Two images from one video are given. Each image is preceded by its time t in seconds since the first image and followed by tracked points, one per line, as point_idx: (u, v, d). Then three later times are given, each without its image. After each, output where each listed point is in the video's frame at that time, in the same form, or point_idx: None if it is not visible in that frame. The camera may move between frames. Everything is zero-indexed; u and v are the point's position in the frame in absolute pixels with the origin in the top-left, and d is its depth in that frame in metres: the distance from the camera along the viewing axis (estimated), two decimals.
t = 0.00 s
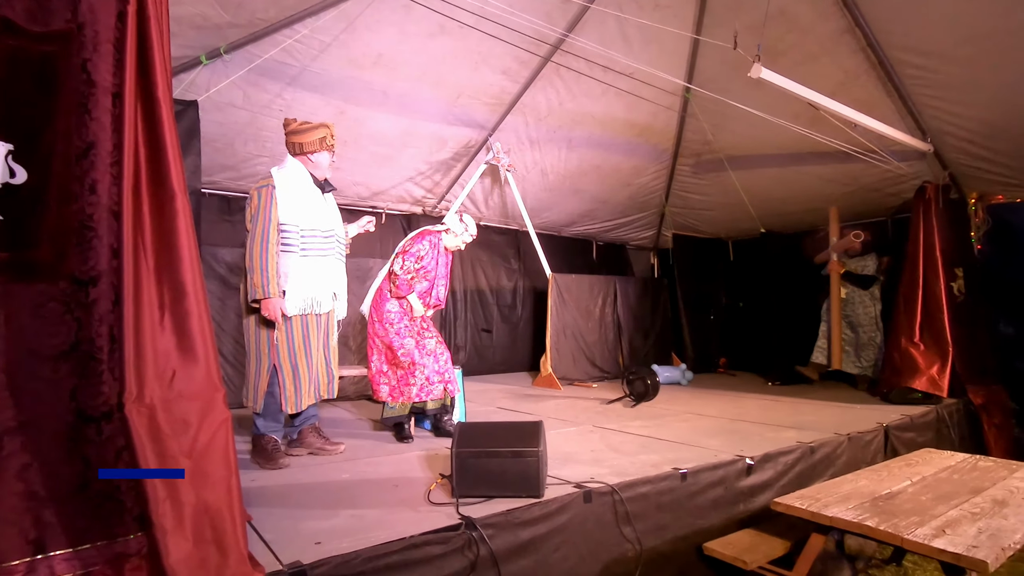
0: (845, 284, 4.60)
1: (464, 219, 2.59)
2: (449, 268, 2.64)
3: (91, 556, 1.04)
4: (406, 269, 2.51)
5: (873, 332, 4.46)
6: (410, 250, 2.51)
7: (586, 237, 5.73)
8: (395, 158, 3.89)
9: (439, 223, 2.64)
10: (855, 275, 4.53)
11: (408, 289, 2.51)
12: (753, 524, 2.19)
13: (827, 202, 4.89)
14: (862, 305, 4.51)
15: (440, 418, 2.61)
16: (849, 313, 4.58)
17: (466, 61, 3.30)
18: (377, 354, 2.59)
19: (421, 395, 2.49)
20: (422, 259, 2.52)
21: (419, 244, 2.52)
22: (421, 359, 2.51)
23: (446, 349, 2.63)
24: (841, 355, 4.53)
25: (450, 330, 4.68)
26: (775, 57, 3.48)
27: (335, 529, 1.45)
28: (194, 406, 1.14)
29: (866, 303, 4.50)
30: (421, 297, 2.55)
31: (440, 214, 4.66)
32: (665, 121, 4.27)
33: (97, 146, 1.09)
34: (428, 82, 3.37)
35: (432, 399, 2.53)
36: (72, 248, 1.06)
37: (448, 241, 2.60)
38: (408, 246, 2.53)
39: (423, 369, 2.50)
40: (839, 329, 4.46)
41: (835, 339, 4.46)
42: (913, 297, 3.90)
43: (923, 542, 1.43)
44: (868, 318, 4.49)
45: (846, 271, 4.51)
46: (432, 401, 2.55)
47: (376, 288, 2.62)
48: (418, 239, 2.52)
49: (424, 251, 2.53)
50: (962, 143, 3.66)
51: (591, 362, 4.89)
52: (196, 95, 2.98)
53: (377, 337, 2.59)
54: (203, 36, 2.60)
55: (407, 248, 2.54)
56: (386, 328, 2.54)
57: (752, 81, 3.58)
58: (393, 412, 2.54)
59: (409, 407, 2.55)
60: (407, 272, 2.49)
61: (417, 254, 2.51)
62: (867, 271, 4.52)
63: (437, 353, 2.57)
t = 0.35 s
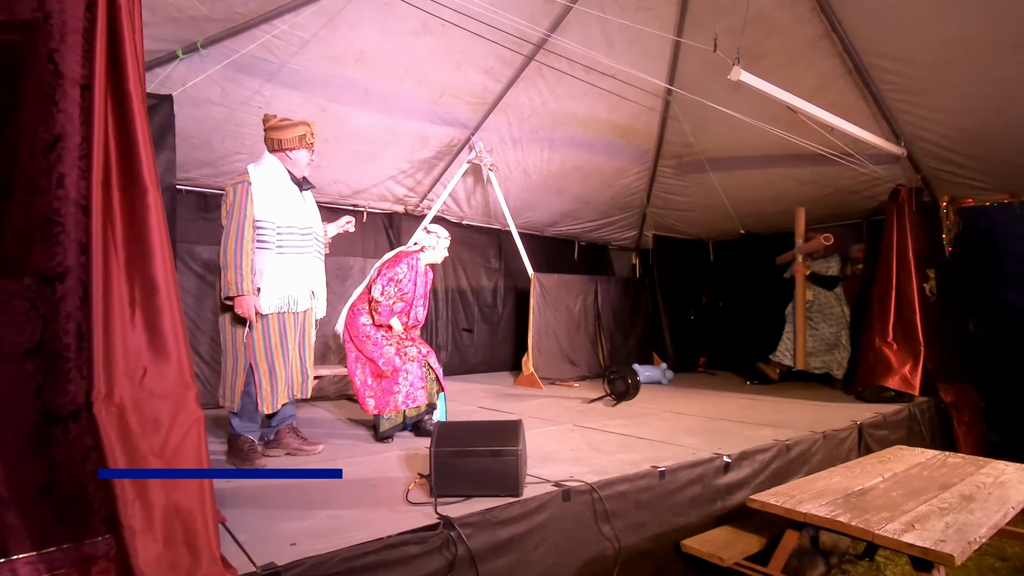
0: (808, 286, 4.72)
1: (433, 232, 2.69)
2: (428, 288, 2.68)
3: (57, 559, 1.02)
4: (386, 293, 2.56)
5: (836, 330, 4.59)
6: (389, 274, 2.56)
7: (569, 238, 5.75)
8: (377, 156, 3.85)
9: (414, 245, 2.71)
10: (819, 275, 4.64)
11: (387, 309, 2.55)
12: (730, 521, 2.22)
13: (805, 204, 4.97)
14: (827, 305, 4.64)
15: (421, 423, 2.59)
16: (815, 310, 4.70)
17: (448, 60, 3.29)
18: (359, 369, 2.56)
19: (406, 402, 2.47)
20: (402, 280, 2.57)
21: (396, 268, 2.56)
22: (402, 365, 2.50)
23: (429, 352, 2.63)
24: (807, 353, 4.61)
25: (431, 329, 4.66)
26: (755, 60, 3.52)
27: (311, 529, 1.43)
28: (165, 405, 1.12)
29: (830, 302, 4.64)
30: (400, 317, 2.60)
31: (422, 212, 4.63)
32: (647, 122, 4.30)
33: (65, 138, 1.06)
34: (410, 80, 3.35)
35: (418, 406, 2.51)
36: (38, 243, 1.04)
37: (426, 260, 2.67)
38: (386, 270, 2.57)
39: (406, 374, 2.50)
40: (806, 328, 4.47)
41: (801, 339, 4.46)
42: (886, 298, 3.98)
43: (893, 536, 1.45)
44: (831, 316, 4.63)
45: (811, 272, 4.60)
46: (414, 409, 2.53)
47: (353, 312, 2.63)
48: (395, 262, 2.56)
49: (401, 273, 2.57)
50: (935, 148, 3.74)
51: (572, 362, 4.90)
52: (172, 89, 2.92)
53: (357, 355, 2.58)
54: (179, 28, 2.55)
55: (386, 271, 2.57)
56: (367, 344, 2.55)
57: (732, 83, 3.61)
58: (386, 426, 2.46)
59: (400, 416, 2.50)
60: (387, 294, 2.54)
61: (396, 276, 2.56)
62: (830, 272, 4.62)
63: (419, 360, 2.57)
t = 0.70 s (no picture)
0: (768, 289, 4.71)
1: (408, 246, 2.64)
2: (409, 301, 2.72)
3: (26, 563, 0.99)
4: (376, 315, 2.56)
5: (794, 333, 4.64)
6: (375, 296, 2.55)
7: (553, 237, 5.76)
8: (361, 154, 3.83)
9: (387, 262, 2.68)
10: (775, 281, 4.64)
11: (377, 329, 2.55)
12: (712, 519, 2.24)
13: (786, 205, 5.04)
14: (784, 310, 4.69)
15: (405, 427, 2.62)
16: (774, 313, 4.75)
17: (432, 58, 3.27)
18: (341, 379, 2.54)
19: (392, 405, 2.46)
20: (389, 301, 2.58)
21: (382, 289, 2.56)
22: (387, 368, 2.50)
23: (414, 353, 2.62)
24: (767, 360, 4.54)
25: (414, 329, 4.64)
26: (737, 62, 3.55)
27: (289, 530, 1.42)
28: (138, 406, 1.10)
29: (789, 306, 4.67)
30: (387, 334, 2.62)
31: (406, 211, 4.61)
32: (631, 122, 4.32)
33: (35, 132, 1.04)
34: (394, 78, 3.33)
35: (403, 410, 2.51)
36: (6, 239, 1.01)
37: (404, 276, 2.65)
38: (370, 290, 2.57)
39: (392, 378, 2.49)
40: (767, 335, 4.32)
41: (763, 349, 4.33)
42: (864, 299, 4.04)
43: (869, 532, 1.48)
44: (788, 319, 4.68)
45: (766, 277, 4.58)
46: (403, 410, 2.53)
47: (332, 325, 2.60)
48: (379, 283, 2.55)
49: (386, 293, 2.58)
50: (912, 151, 3.81)
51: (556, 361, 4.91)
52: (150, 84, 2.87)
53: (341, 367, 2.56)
54: (158, 22, 2.51)
55: (371, 294, 2.56)
56: (349, 356, 2.52)
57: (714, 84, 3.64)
58: (378, 429, 2.45)
59: (388, 419, 2.47)
60: (377, 316, 2.55)
61: (381, 297, 2.56)
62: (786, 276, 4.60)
63: (403, 363, 2.57)
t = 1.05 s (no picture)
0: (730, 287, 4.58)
1: (374, 249, 2.59)
2: (381, 305, 2.66)
3: None
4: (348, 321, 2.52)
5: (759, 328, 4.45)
6: (344, 303, 2.52)
7: (537, 237, 5.76)
8: (343, 151, 3.79)
9: (356, 267, 2.65)
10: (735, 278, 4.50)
11: (351, 334, 2.52)
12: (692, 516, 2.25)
13: (767, 207, 5.10)
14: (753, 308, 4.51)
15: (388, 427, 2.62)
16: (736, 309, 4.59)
17: (416, 55, 3.25)
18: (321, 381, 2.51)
19: (372, 405, 2.45)
20: (360, 306, 2.55)
21: (350, 295, 2.53)
22: (366, 370, 2.46)
23: (394, 351, 2.58)
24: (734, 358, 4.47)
25: (396, 328, 4.61)
26: (719, 64, 3.58)
27: (266, 531, 1.40)
28: (109, 405, 1.07)
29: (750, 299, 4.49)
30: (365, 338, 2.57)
31: (389, 210, 4.59)
32: (614, 123, 4.34)
33: (3, 124, 1.03)
34: (377, 75, 3.30)
35: (385, 409, 2.50)
36: None
37: (373, 279, 2.61)
38: (338, 299, 2.54)
39: (372, 378, 2.46)
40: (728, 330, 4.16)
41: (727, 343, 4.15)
42: (843, 299, 4.10)
43: (844, 527, 1.50)
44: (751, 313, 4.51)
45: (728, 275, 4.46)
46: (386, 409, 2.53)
47: (309, 332, 2.60)
48: (347, 291, 2.52)
49: (355, 299, 2.54)
50: (889, 154, 3.88)
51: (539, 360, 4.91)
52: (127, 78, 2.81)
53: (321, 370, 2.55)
54: (135, 15, 2.46)
55: (340, 300, 2.54)
56: (328, 362, 2.52)
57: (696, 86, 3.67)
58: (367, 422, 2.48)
59: (373, 416, 2.48)
60: (349, 322, 2.52)
61: (351, 304, 2.53)
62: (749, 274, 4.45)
63: (384, 363, 2.53)
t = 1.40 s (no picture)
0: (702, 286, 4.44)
1: (331, 241, 2.57)
2: (352, 297, 2.65)
3: None
4: (322, 320, 2.50)
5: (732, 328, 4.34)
6: (312, 302, 2.49)
7: (524, 237, 5.76)
8: (328, 149, 3.76)
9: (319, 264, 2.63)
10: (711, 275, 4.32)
11: (328, 334, 2.50)
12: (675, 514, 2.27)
13: (750, 208, 5.15)
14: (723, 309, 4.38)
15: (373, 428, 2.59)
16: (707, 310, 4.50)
17: (402, 53, 3.24)
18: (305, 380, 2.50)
19: (359, 401, 2.48)
20: (328, 304, 2.52)
21: (317, 293, 2.49)
22: (353, 366, 2.49)
23: (377, 348, 2.62)
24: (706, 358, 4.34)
25: (379, 328, 4.57)
26: (703, 65, 3.60)
27: (247, 532, 1.39)
28: (84, 405, 1.05)
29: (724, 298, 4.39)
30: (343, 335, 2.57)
31: (374, 209, 4.56)
32: (599, 123, 4.35)
33: None
34: (362, 72, 3.28)
35: (372, 404, 2.53)
36: None
37: (340, 271, 2.62)
38: (308, 298, 2.50)
39: (359, 374, 2.49)
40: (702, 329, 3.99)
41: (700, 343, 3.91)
42: (824, 299, 4.16)
43: (824, 524, 1.52)
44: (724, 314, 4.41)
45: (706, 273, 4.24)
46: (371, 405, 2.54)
47: (289, 333, 2.57)
48: (314, 289, 2.49)
49: (323, 296, 2.51)
50: (870, 156, 3.93)
51: (525, 360, 4.91)
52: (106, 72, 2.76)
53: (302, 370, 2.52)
54: (114, 9, 2.42)
55: (308, 300, 2.50)
56: (312, 361, 2.49)
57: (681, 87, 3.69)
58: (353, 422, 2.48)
59: (360, 413, 2.50)
60: (322, 322, 2.50)
61: (319, 302, 2.50)
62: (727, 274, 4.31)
63: (369, 359, 2.57)
